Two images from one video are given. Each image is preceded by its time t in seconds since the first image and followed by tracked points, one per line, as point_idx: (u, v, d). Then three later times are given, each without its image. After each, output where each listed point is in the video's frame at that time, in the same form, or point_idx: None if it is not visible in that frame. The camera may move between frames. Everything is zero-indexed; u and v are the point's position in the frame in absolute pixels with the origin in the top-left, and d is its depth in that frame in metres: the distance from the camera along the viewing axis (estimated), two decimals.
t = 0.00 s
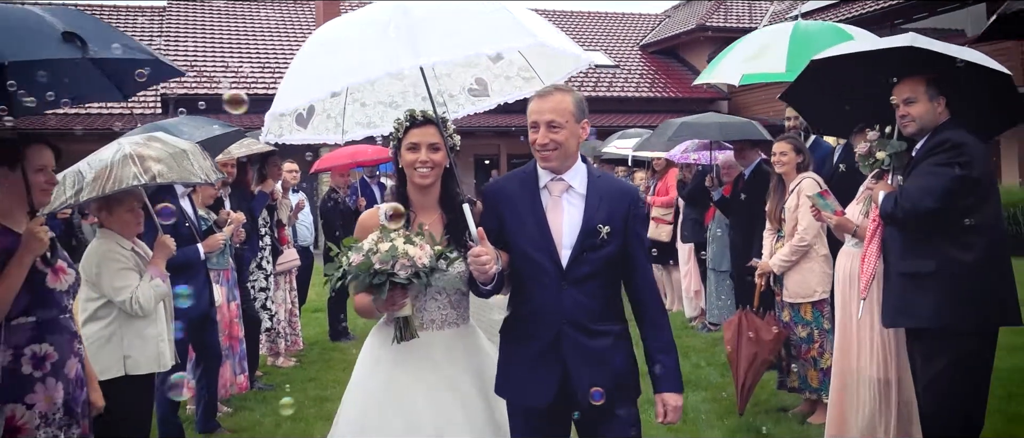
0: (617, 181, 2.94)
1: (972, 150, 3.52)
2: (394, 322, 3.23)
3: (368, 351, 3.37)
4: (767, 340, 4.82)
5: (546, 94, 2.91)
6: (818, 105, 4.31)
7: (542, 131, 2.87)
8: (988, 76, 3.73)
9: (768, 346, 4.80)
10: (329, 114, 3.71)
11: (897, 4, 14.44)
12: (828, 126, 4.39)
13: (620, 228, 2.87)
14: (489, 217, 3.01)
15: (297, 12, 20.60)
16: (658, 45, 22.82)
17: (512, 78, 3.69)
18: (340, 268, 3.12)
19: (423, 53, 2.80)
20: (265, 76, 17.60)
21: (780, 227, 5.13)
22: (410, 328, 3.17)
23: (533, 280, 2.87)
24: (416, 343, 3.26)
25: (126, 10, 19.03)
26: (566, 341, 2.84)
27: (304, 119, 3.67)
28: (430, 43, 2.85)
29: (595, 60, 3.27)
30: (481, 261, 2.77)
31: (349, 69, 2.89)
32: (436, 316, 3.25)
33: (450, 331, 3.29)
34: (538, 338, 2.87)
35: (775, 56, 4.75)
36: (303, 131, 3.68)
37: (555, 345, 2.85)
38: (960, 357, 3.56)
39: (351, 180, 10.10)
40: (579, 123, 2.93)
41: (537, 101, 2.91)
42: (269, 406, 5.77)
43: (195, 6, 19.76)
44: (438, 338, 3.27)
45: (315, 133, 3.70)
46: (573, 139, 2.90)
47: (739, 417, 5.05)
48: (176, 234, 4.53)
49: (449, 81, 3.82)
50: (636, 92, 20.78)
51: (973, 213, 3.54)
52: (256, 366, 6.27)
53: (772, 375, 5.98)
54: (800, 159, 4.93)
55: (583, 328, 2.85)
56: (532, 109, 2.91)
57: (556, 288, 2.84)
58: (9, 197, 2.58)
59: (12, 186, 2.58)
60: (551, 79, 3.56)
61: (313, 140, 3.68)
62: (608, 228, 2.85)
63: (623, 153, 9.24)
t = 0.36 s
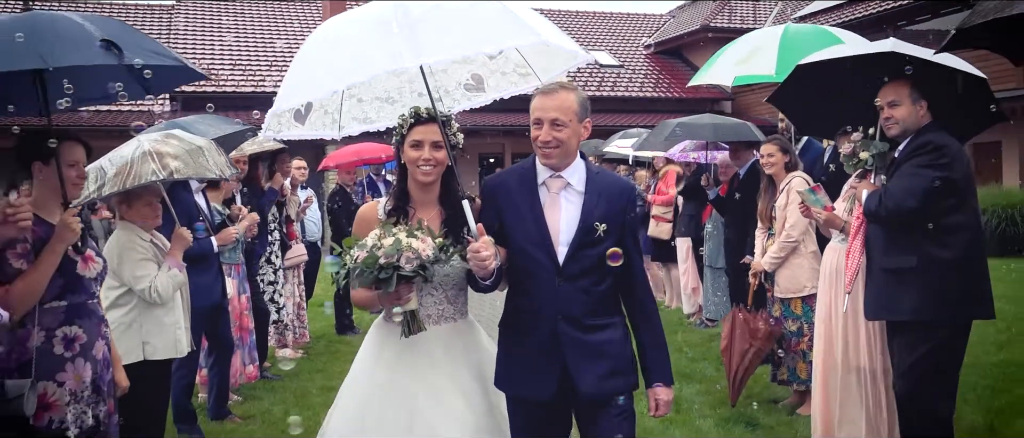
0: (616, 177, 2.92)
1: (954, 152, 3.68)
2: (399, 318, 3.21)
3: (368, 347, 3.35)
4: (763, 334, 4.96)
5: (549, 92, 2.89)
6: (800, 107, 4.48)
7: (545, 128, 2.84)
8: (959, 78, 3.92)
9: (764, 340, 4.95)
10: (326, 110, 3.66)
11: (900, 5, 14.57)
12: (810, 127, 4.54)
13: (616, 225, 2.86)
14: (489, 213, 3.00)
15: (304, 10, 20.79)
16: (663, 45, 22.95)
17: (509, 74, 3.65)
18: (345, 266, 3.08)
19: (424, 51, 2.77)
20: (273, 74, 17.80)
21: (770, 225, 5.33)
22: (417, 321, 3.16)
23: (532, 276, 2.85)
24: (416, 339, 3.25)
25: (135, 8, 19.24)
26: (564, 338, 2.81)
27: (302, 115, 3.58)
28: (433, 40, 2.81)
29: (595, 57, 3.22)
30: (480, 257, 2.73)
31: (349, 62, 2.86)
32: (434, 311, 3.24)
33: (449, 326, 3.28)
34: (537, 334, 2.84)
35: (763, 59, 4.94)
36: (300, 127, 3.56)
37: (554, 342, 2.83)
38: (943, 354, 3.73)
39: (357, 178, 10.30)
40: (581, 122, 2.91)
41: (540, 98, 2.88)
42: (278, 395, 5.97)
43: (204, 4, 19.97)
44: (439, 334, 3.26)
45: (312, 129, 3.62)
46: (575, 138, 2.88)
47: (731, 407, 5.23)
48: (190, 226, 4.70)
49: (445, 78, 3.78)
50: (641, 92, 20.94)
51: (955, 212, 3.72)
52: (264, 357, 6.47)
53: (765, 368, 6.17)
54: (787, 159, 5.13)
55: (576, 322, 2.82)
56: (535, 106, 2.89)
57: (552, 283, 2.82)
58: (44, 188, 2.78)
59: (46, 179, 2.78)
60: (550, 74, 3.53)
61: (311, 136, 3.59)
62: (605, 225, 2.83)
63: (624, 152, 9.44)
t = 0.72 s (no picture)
0: (621, 187, 2.87)
1: (935, 154, 3.81)
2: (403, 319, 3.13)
3: (371, 349, 3.29)
4: (759, 329, 5.11)
5: (557, 98, 2.80)
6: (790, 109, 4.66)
7: (553, 135, 2.77)
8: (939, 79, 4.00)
9: (760, 334, 5.09)
10: (330, 112, 3.59)
11: (905, 6, 14.72)
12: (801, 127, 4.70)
13: (620, 233, 2.81)
14: (490, 216, 2.93)
15: (312, 9, 20.96)
16: (668, 45, 23.10)
17: (514, 78, 3.61)
18: (345, 268, 3.03)
19: (432, 52, 2.75)
20: (280, 72, 17.98)
21: (764, 222, 5.50)
22: (421, 321, 3.08)
23: (533, 283, 2.79)
24: (417, 343, 3.16)
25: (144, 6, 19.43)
26: (564, 345, 2.75)
27: (308, 117, 3.52)
28: (439, 41, 2.79)
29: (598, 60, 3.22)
30: (484, 261, 2.66)
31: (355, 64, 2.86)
32: (435, 317, 3.14)
33: (451, 331, 3.18)
34: (539, 340, 2.78)
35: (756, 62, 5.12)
36: (305, 129, 3.52)
37: (554, 349, 2.76)
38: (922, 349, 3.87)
39: (363, 175, 10.49)
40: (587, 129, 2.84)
41: (547, 104, 2.80)
42: (287, 385, 6.17)
43: (212, 3, 20.15)
44: (440, 339, 3.16)
45: (316, 132, 3.55)
46: (582, 145, 2.81)
47: (724, 399, 5.40)
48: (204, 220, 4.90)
49: (449, 82, 3.75)
50: (646, 92, 21.10)
51: (941, 210, 3.82)
52: (273, 349, 6.67)
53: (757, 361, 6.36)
54: (779, 159, 5.29)
55: (579, 331, 2.76)
56: (543, 112, 2.81)
57: (555, 291, 2.76)
58: (74, 183, 2.99)
59: (76, 174, 2.99)
60: (553, 79, 3.52)
61: (316, 139, 3.53)
62: (609, 233, 2.79)
63: (626, 151, 9.61)
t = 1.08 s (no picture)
0: (631, 182, 2.88)
1: (920, 153, 3.80)
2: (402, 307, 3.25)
3: (378, 331, 3.44)
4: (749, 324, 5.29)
5: (575, 91, 2.82)
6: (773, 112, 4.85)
7: (570, 127, 2.77)
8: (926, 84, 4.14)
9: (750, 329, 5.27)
10: (338, 105, 3.48)
11: (909, 7, 14.85)
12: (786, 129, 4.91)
13: (630, 225, 2.81)
14: (501, 207, 2.93)
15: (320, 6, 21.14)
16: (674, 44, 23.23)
17: (521, 75, 3.42)
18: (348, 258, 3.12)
19: (443, 41, 2.68)
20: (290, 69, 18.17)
21: (759, 219, 5.69)
22: (418, 313, 3.20)
23: (542, 273, 2.82)
24: (419, 330, 3.29)
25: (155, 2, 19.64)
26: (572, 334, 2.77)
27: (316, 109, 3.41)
28: (453, 29, 2.72)
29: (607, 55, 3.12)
30: (492, 252, 2.70)
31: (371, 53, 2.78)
32: (438, 304, 3.26)
33: (452, 320, 3.30)
34: (551, 334, 2.80)
35: (752, 64, 5.31)
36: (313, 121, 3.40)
37: (562, 339, 2.79)
38: (908, 344, 3.89)
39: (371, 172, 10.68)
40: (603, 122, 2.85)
41: (564, 97, 2.82)
42: (296, 374, 6.38)
43: None
44: (442, 326, 3.29)
45: (322, 125, 3.43)
46: (598, 138, 2.83)
47: (718, 390, 5.58)
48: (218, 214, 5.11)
49: (454, 77, 3.50)
50: (651, 90, 21.27)
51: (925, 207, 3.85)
52: (283, 341, 6.87)
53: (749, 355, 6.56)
54: (774, 159, 5.47)
55: (589, 320, 2.78)
56: (560, 104, 2.82)
57: (564, 281, 2.78)
58: (100, 179, 3.20)
59: (102, 169, 3.21)
60: (560, 74, 3.34)
61: (322, 131, 3.41)
62: (619, 224, 2.80)
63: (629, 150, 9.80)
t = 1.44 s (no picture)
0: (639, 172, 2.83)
1: (908, 155, 3.82)
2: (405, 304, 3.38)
3: (382, 325, 3.53)
4: (745, 319, 5.46)
5: (582, 82, 2.78)
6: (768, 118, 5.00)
7: (577, 119, 2.74)
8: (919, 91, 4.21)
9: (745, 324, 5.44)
10: (344, 88, 3.36)
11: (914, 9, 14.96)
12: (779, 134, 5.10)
13: (637, 217, 2.76)
14: (507, 198, 2.92)
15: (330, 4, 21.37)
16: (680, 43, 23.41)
17: (533, 61, 3.31)
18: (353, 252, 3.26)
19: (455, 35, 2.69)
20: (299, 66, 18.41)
21: (755, 218, 5.87)
22: (420, 309, 3.31)
23: (547, 266, 2.78)
24: (424, 325, 3.38)
25: None
26: (577, 326, 2.74)
27: (322, 92, 3.29)
28: (465, 24, 2.72)
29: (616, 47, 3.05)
30: (497, 241, 2.71)
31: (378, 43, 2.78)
32: (445, 300, 3.39)
33: (459, 315, 3.41)
34: (554, 324, 2.77)
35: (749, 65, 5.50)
36: (318, 104, 3.29)
37: (566, 333, 2.75)
38: (905, 343, 3.94)
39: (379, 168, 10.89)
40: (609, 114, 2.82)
41: (572, 87, 2.78)
42: (304, 364, 6.59)
43: None
44: (448, 322, 3.39)
45: (329, 107, 3.33)
46: (605, 129, 2.79)
47: (713, 383, 5.75)
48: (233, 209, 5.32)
49: (462, 61, 3.38)
50: (657, 89, 21.45)
51: (912, 206, 3.86)
52: (292, 332, 7.07)
53: (743, 350, 6.74)
54: (772, 159, 5.64)
55: (595, 313, 2.74)
56: (566, 94, 2.78)
57: (570, 273, 2.75)
58: (126, 173, 3.41)
59: (128, 164, 3.40)
60: (571, 63, 3.25)
61: (328, 114, 3.32)
62: (625, 217, 2.74)
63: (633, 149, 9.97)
